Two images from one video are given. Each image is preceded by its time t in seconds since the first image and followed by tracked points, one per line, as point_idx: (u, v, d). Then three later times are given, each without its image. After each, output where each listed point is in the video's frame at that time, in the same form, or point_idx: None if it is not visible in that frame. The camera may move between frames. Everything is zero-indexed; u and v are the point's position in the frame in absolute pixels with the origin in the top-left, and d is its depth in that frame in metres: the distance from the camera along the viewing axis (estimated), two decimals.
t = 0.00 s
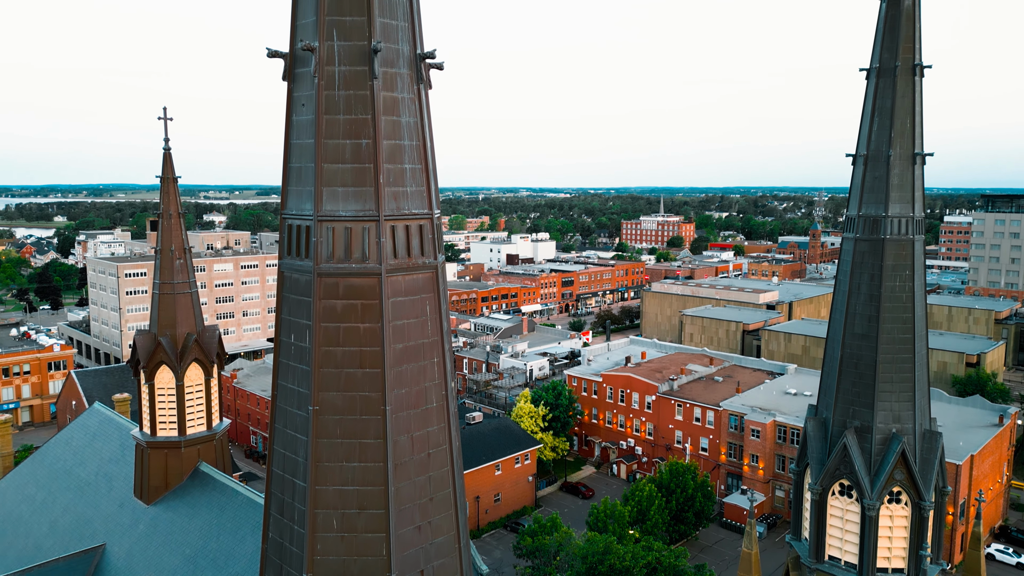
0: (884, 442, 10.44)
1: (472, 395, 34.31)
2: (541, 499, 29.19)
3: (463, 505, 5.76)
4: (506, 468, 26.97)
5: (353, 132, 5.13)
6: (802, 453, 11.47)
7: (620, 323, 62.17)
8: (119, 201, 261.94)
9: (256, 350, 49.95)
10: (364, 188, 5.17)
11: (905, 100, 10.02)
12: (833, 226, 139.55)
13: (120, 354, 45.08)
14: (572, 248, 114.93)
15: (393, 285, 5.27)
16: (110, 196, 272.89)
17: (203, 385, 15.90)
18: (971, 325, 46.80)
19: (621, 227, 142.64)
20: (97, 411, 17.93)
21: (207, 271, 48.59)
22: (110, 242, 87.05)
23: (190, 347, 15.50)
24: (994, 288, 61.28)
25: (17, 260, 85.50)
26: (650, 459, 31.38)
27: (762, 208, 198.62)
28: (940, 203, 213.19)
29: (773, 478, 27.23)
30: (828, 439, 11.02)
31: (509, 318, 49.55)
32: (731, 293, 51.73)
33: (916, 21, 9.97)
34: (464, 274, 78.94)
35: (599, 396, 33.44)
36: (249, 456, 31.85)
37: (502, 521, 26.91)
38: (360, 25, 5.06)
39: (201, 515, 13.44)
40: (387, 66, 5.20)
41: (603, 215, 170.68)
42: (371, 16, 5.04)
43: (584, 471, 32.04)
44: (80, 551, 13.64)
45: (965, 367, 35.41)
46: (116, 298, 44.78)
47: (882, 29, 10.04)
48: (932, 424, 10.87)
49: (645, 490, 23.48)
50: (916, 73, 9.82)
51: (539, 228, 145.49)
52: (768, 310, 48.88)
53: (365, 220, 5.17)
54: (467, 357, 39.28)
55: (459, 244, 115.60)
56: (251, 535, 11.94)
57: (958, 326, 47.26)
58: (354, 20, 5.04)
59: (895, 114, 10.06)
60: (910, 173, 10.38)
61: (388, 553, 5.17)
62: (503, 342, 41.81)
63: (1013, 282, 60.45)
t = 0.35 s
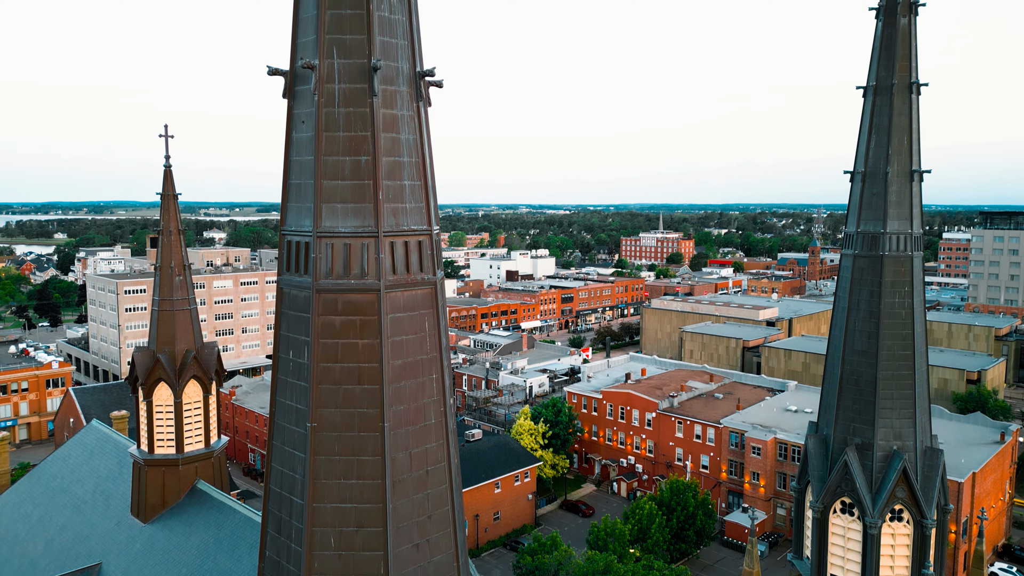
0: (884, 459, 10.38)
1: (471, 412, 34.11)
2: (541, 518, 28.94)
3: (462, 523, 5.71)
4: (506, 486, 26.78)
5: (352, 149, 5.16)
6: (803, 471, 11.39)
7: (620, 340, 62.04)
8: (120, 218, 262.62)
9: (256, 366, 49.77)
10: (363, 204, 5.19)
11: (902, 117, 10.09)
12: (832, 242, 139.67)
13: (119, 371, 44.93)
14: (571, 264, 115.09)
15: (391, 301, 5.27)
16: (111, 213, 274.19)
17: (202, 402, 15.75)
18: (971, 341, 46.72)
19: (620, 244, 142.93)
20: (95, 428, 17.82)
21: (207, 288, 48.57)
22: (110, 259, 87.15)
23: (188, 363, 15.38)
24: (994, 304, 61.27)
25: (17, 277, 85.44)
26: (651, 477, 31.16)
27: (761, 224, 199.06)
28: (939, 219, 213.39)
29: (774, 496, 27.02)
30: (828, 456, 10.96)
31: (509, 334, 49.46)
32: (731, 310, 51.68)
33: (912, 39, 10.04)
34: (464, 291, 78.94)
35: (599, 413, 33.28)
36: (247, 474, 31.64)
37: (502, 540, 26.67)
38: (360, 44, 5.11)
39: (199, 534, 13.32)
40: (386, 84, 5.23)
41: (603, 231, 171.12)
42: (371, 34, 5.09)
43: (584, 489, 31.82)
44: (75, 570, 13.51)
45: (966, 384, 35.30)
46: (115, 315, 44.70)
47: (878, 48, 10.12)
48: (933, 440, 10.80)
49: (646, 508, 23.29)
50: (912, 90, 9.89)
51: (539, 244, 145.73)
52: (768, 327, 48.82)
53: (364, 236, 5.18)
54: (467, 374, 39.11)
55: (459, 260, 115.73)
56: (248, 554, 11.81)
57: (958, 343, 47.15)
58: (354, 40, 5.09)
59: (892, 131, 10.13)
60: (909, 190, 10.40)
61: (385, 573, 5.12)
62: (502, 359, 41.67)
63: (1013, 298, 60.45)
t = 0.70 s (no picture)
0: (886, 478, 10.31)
1: (471, 431, 33.90)
2: (542, 538, 28.63)
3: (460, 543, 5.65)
4: (506, 506, 26.54)
5: (353, 167, 5.19)
6: (804, 490, 11.29)
7: (620, 358, 61.90)
8: (120, 236, 263.49)
9: (255, 385, 49.57)
10: (362, 222, 5.20)
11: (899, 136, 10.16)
12: (832, 260, 140.04)
13: (117, 389, 44.71)
14: (571, 282, 115.08)
15: (390, 318, 5.26)
16: (111, 232, 274.56)
17: (199, 422, 15.54)
18: (971, 360, 46.59)
19: (619, 262, 143.11)
20: (93, 447, 17.70)
21: (206, 306, 48.55)
22: (110, 277, 87.16)
23: (187, 382, 15.16)
24: (994, 323, 61.18)
25: (16, 295, 85.34)
26: (651, 496, 30.90)
27: (760, 242, 199.60)
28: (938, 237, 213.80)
29: (776, 516, 26.76)
30: (829, 475, 10.88)
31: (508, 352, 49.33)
32: (731, 328, 51.62)
33: (907, 59, 10.15)
34: (463, 309, 78.88)
35: (599, 432, 33.11)
36: (244, 494, 31.36)
37: (501, 561, 26.36)
38: (361, 65, 5.16)
39: (196, 554, 13.20)
40: (386, 103, 5.28)
41: (603, 249, 171.60)
42: (372, 54, 5.15)
43: (584, 509, 31.54)
44: None
45: (967, 403, 35.12)
46: (114, 333, 44.59)
47: (875, 68, 10.23)
48: (935, 459, 10.74)
49: (646, 528, 23.08)
50: (909, 110, 9.98)
51: (538, 262, 145.93)
52: (768, 345, 48.71)
53: (364, 254, 5.19)
54: (467, 393, 38.93)
55: (458, 278, 115.84)
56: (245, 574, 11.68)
57: (959, 361, 47.02)
58: (355, 60, 5.14)
59: (889, 151, 10.20)
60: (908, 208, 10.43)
61: None
62: (502, 377, 41.50)
63: (1013, 316, 60.37)
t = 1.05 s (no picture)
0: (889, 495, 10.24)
1: (471, 448, 33.69)
2: (542, 556, 28.36)
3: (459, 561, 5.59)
4: (506, 524, 26.32)
5: (354, 184, 5.22)
6: (806, 508, 11.18)
7: (620, 374, 61.71)
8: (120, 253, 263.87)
9: (254, 402, 49.37)
10: (363, 237, 5.22)
11: (897, 152, 10.20)
12: (831, 277, 140.12)
13: (115, 406, 44.54)
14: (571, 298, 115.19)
15: (391, 333, 5.26)
16: (111, 248, 276.24)
17: (199, 439, 15.42)
18: (972, 376, 46.46)
19: (619, 278, 143.23)
20: (90, 465, 17.57)
21: (206, 322, 48.51)
22: (110, 294, 87.16)
23: (186, 400, 15.03)
24: (994, 339, 61.09)
25: (15, 311, 85.30)
26: (652, 514, 30.66)
27: (760, 259, 199.95)
28: (938, 254, 214.03)
29: (778, 534, 26.34)
30: (831, 492, 10.81)
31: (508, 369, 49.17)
32: (731, 344, 51.50)
33: (906, 75, 10.21)
34: (463, 325, 78.90)
35: (599, 449, 32.95)
36: (243, 512, 31.12)
37: None
38: (362, 83, 5.20)
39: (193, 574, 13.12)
40: (387, 120, 5.32)
41: (603, 266, 171.78)
42: (373, 71, 5.19)
43: (585, 527, 31.27)
44: None
45: (968, 421, 34.97)
46: (113, 350, 44.47)
47: (873, 85, 10.29)
48: (937, 476, 10.66)
49: (647, 546, 22.90)
50: (907, 126, 10.06)
51: (538, 278, 146.04)
52: (768, 361, 48.59)
53: (364, 270, 5.20)
54: (466, 409, 38.76)
55: (458, 294, 115.92)
56: None
57: (959, 378, 46.86)
58: (357, 78, 5.18)
59: (887, 168, 10.26)
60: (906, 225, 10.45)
61: None
62: (502, 394, 41.34)
63: (1013, 333, 60.28)
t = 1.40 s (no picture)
0: (891, 513, 10.16)
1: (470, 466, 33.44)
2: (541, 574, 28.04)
3: None
4: (506, 541, 26.05)
5: (356, 200, 5.24)
6: (808, 526, 11.09)
7: (620, 391, 61.50)
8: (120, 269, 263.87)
9: (253, 419, 49.08)
10: (368, 247, 5.21)
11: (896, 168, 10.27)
12: (831, 293, 140.26)
13: (113, 423, 44.35)
14: (570, 315, 115.26)
15: (394, 349, 5.25)
16: (111, 264, 276.81)
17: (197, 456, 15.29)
18: (972, 394, 46.30)
19: (619, 294, 143.26)
20: (87, 482, 17.43)
21: (205, 339, 48.40)
22: (110, 311, 87.10)
23: (185, 416, 14.93)
24: (995, 356, 61.03)
25: (14, 328, 85.31)
26: (653, 532, 30.37)
27: (759, 275, 200.32)
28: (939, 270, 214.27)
29: (780, 553, 26.00)
30: (834, 510, 10.73)
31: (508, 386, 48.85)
32: (731, 360, 51.43)
33: (903, 92, 10.32)
34: (463, 341, 78.84)
35: (600, 466, 32.74)
36: (240, 529, 30.86)
37: None
38: (368, 100, 5.24)
39: None
40: (391, 137, 5.36)
41: (602, 282, 172.02)
42: (377, 88, 5.25)
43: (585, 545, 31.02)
44: None
45: (970, 437, 34.82)
46: (111, 366, 44.34)
47: (871, 102, 10.39)
48: (939, 493, 10.62)
49: (648, 564, 22.70)
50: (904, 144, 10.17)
51: (538, 294, 145.98)
52: (768, 378, 48.48)
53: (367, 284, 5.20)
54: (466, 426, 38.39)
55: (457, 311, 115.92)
56: None
57: (960, 395, 46.80)
58: (363, 94, 5.21)
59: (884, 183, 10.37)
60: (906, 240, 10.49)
61: None
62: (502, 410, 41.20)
63: (1013, 349, 60.28)
